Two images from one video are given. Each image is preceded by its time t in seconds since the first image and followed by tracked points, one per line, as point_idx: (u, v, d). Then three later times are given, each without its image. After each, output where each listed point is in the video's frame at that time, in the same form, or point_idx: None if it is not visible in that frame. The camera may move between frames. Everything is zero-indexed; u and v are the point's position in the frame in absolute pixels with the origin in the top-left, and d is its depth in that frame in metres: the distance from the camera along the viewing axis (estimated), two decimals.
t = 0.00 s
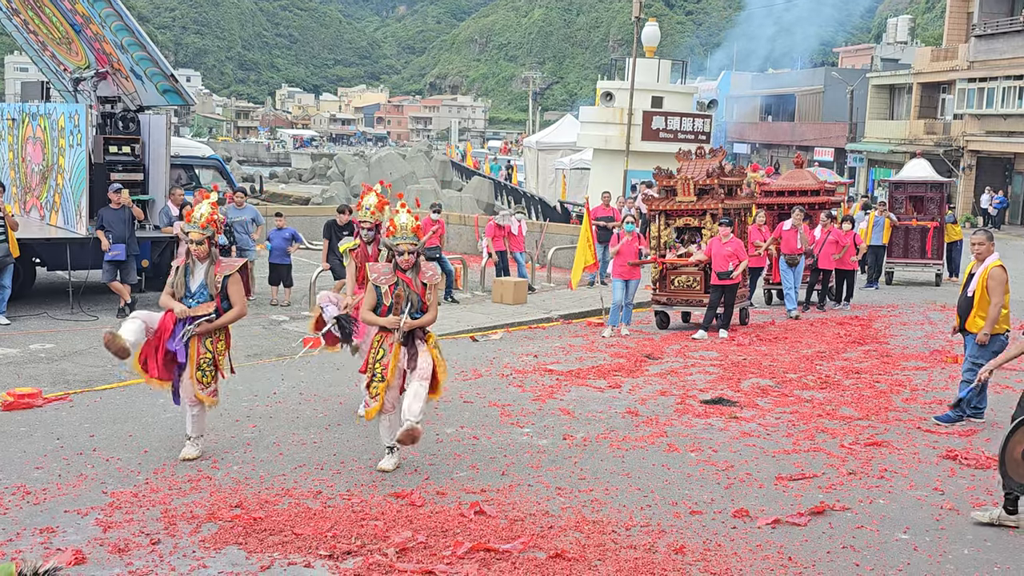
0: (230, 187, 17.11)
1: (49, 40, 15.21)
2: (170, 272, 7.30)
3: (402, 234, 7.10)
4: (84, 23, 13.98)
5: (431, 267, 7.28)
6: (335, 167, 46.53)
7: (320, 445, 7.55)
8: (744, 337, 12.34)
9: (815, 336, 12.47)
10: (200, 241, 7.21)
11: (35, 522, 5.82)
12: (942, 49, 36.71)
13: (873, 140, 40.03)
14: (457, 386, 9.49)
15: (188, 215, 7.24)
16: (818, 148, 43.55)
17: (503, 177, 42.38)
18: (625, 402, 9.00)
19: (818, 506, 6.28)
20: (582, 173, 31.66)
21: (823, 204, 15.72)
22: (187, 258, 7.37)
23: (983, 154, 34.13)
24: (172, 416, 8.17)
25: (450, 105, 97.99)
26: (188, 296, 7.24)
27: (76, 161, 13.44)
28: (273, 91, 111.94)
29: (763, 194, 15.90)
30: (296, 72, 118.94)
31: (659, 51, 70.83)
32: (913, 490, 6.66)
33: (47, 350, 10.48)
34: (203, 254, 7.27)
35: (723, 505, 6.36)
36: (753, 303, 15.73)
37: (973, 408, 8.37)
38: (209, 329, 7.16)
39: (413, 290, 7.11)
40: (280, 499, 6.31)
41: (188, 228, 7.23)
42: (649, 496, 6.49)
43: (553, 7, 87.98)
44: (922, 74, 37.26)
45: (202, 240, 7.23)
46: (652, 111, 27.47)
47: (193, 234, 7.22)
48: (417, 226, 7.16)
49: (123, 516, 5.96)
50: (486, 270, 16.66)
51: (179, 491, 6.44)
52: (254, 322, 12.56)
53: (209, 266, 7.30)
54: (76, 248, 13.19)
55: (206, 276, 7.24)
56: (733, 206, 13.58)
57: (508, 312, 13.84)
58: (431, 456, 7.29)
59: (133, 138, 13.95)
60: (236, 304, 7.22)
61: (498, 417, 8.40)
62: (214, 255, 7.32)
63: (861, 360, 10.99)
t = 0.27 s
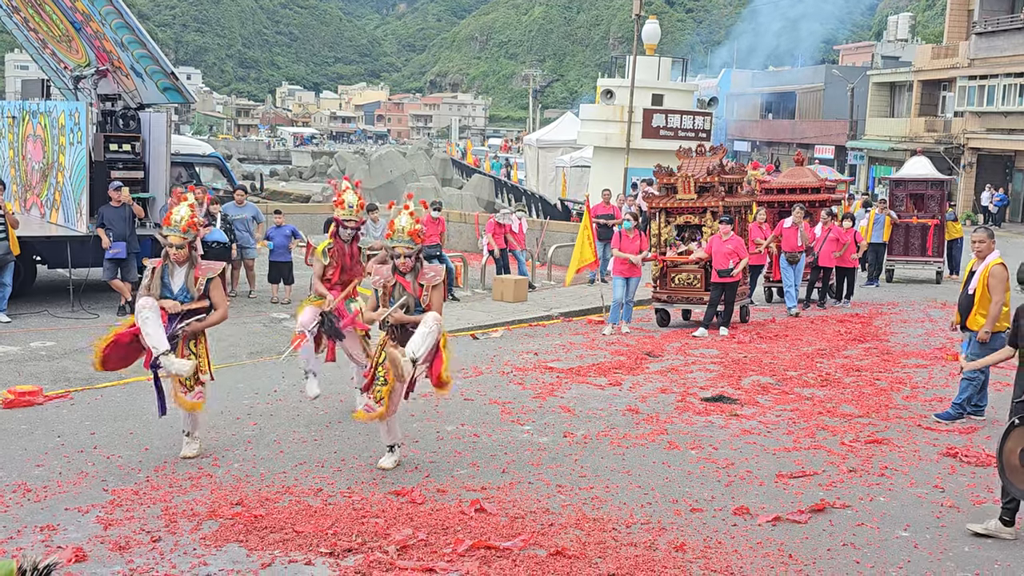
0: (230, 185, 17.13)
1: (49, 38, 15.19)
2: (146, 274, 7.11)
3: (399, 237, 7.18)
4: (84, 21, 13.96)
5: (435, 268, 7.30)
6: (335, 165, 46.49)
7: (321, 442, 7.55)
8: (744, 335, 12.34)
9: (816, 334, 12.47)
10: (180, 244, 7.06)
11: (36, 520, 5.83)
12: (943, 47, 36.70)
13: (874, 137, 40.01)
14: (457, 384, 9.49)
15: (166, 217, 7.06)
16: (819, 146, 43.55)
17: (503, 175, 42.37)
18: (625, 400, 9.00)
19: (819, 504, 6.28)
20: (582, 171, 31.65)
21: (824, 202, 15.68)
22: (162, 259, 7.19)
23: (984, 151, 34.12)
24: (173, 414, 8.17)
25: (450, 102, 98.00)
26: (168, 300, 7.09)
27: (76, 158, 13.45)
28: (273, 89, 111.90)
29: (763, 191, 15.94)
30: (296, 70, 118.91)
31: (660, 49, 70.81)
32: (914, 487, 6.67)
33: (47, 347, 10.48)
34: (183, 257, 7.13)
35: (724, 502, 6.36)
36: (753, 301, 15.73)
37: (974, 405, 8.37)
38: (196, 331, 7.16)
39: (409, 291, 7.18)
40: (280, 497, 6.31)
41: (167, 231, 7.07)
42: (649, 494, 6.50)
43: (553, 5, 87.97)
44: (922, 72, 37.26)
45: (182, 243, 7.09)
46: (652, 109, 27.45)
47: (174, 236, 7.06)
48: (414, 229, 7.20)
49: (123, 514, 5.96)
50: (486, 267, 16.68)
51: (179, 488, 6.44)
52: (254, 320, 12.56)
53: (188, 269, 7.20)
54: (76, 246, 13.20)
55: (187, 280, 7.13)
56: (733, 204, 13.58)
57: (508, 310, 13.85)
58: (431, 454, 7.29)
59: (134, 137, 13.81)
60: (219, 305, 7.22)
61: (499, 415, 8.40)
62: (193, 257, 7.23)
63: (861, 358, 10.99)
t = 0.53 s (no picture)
0: (231, 182, 17.12)
1: (50, 34, 15.17)
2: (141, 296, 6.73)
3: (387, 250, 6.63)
4: (86, 18, 13.93)
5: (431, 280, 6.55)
6: (336, 163, 46.51)
7: (322, 439, 7.56)
8: (746, 332, 12.34)
9: (817, 331, 12.47)
10: (181, 264, 6.94)
11: (38, 517, 5.83)
12: (945, 44, 36.65)
13: (875, 134, 39.99)
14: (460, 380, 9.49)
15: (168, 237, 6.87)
16: (820, 143, 43.55)
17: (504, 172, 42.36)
18: (627, 397, 9.01)
19: (820, 500, 6.28)
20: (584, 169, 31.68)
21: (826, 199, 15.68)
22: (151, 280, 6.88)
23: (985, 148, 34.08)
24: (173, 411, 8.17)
25: (451, 99, 98.01)
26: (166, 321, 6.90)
27: (77, 155, 13.43)
28: (274, 86, 111.96)
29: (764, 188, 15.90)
30: (297, 67, 118.94)
31: (661, 46, 70.78)
32: (916, 485, 6.66)
33: (49, 345, 10.48)
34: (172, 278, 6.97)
35: (726, 499, 6.36)
36: (755, 298, 15.74)
37: (976, 403, 8.36)
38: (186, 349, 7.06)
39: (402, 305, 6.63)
40: (282, 493, 6.31)
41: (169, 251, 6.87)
42: (650, 491, 6.50)
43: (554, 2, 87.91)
44: (924, 69, 37.22)
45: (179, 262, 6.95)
46: (654, 106, 27.44)
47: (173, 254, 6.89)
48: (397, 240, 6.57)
49: (125, 510, 5.97)
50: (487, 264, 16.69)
51: (181, 485, 6.44)
52: (256, 317, 12.56)
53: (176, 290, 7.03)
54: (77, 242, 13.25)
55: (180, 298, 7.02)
56: (734, 201, 13.56)
57: (509, 307, 13.85)
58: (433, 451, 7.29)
59: (136, 133, 13.83)
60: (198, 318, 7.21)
61: (500, 412, 8.40)
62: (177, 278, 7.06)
63: (863, 355, 10.99)
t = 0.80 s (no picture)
0: (232, 179, 17.12)
1: (50, 31, 15.18)
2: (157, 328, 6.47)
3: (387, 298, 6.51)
4: (86, 14, 13.94)
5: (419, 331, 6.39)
6: (337, 159, 46.51)
7: (323, 436, 7.55)
8: (747, 329, 12.33)
9: (818, 327, 12.46)
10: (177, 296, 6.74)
11: (39, 513, 5.83)
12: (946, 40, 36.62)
13: (876, 131, 39.96)
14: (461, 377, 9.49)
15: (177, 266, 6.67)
16: (820, 139, 43.55)
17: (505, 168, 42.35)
18: (628, 393, 9.01)
19: (821, 496, 6.28)
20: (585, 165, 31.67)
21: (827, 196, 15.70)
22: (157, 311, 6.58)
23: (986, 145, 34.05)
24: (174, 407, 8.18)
25: (452, 96, 98.00)
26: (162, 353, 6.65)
27: (78, 151, 13.42)
28: (275, 83, 111.95)
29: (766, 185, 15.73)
30: (298, 63, 118.91)
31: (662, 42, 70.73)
32: (917, 481, 6.66)
33: (50, 341, 10.48)
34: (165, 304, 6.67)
35: (727, 495, 6.36)
36: (756, 295, 15.75)
37: (977, 399, 8.36)
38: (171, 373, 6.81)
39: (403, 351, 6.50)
40: (284, 490, 6.31)
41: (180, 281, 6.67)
42: (651, 487, 6.50)
43: None
44: (925, 65, 37.18)
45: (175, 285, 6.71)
46: (654, 102, 27.43)
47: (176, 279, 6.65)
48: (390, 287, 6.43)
49: (126, 506, 5.97)
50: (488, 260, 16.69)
51: (182, 481, 6.44)
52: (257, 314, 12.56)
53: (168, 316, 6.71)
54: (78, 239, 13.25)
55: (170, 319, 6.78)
56: (735, 197, 13.55)
57: (510, 304, 13.85)
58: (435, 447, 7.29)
59: (136, 130, 13.85)
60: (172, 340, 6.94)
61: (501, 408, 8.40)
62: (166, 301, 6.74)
63: (864, 351, 10.98)
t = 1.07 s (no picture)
0: (230, 176, 17.10)
1: (48, 29, 15.15)
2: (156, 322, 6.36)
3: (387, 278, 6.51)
4: (83, 12, 13.92)
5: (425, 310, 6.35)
6: (335, 156, 46.47)
7: (321, 434, 7.55)
8: (745, 326, 12.34)
9: (816, 325, 12.47)
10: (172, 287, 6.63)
11: (37, 511, 5.83)
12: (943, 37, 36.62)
13: (874, 128, 39.98)
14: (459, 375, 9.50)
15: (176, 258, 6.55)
16: (818, 136, 43.59)
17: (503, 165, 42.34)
18: (627, 390, 9.02)
19: (820, 493, 6.29)
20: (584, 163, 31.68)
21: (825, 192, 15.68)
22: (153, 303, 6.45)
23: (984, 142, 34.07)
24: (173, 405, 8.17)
25: (450, 93, 97.97)
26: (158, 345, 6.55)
27: (75, 149, 13.40)
28: (272, 80, 111.87)
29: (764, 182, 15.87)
30: (296, 61, 118.83)
31: (660, 40, 70.72)
32: (915, 477, 6.67)
33: (48, 339, 10.47)
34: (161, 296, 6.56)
35: (725, 492, 6.37)
36: (754, 292, 15.74)
37: (975, 397, 8.37)
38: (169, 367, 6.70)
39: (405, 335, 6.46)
40: (282, 487, 6.31)
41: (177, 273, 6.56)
42: (650, 484, 6.51)
43: None
44: (922, 62, 37.20)
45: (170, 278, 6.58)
46: (652, 99, 27.44)
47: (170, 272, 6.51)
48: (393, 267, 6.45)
49: (125, 504, 5.97)
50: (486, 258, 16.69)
51: (180, 479, 6.44)
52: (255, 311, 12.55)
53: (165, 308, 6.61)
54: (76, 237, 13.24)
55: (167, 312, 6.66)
56: (733, 194, 13.54)
57: (508, 301, 13.85)
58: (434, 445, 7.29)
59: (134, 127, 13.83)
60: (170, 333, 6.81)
61: (500, 406, 8.40)
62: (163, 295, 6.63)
63: (862, 349, 10.99)
